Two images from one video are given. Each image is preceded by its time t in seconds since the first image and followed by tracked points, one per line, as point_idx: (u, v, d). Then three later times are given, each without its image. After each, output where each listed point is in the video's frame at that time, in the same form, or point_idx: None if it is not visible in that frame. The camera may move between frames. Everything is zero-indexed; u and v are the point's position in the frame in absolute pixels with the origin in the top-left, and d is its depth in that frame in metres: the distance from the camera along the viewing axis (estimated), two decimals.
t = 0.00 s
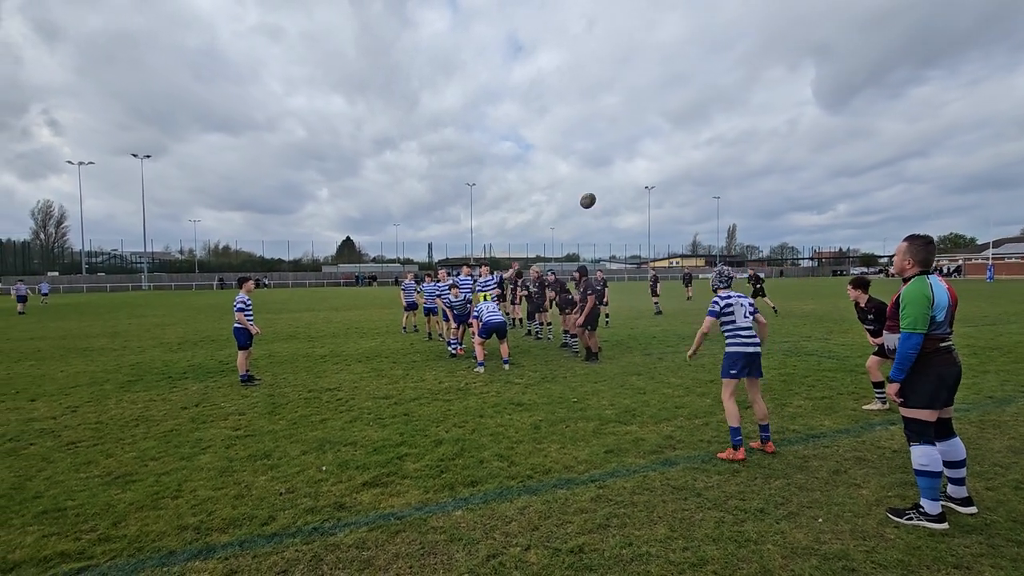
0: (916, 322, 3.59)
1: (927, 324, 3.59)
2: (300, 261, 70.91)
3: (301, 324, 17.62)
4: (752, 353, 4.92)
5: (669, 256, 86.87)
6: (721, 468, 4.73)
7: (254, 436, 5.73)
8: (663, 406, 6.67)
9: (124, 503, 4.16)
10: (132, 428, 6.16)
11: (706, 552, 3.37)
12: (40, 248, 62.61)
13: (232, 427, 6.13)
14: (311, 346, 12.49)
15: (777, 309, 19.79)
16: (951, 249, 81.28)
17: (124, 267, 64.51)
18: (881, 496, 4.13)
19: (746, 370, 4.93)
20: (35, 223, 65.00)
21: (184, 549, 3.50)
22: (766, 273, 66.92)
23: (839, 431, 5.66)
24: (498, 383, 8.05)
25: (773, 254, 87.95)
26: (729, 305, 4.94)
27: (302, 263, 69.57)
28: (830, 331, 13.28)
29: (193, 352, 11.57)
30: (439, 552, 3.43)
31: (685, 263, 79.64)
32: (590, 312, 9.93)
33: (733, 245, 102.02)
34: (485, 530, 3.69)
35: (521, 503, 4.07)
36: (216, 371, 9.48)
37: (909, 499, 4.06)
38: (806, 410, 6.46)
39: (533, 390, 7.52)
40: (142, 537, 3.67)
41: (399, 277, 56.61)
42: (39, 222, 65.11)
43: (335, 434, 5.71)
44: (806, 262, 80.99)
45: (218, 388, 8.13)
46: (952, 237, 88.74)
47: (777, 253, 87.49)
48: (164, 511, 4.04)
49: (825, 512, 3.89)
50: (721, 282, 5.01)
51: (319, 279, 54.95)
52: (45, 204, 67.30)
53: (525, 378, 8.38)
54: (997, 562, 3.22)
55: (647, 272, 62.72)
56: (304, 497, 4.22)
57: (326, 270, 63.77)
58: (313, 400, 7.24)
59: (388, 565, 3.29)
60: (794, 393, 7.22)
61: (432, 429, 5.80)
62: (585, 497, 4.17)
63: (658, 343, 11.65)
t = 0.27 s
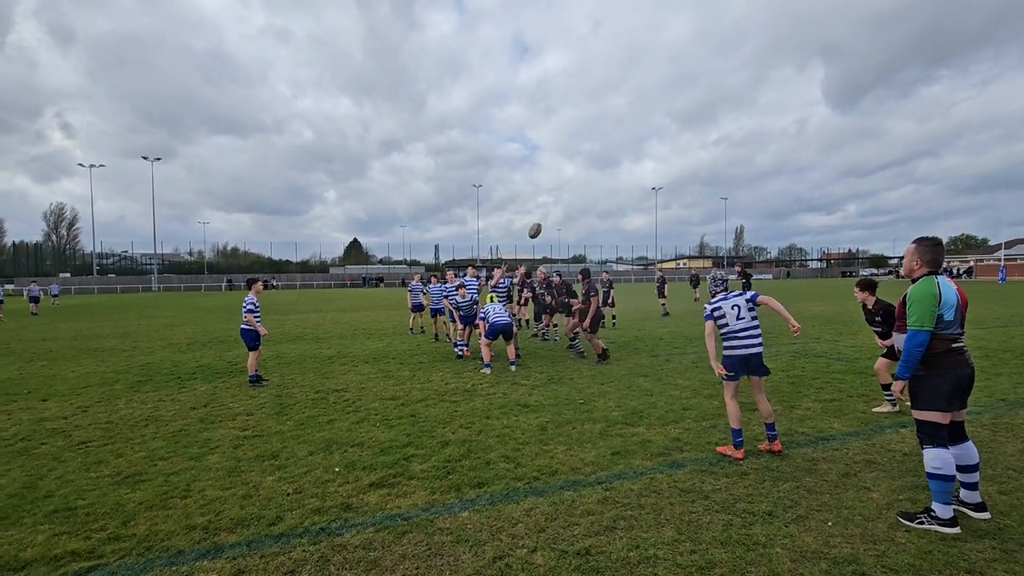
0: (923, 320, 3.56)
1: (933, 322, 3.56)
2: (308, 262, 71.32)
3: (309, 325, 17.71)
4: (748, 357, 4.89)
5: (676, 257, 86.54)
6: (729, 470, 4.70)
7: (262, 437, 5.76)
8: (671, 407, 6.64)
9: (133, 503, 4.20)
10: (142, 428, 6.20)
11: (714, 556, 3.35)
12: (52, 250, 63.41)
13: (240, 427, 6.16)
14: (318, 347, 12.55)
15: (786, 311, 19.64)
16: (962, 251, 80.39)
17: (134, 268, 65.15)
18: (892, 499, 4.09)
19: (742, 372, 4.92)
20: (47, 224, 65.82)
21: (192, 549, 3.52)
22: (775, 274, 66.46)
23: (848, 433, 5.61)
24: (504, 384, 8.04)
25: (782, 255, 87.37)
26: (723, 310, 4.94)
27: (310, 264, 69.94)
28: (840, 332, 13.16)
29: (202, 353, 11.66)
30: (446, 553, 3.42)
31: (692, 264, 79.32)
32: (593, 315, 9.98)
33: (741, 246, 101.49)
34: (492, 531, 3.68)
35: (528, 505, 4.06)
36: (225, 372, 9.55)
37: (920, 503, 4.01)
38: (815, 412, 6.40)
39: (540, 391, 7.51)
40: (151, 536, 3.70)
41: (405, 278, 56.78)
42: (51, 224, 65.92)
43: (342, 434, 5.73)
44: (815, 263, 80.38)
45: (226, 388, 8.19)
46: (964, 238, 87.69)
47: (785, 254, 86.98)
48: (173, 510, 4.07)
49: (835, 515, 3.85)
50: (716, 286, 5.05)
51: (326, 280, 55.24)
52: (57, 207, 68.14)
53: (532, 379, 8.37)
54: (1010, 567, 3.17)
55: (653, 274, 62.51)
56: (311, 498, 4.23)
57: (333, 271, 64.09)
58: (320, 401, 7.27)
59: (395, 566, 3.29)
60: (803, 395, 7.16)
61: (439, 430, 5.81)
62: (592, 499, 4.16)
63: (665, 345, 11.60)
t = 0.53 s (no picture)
0: (933, 320, 3.52)
1: (944, 323, 3.51)
2: (319, 264, 71.93)
3: (320, 326, 17.86)
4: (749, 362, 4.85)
5: (687, 259, 86.00)
6: (741, 473, 4.67)
7: (275, 437, 5.83)
8: (682, 410, 6.60)
9: (150, 501, 4.27)
10: (158, 427, 6.30)
11: (725, 559, 3.33)
12: (70, 253, 64.58)
13: (254, 427, 6.24)
14: (330, 348, 12.65)
15: (799, 313, 19.42)
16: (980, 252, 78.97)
17: (150, 270, 66.17)
18: (907, 504, 4.03)
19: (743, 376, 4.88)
20: (65, 227, 67.07)
21: (207, 547, 3.57)
22: (787, 276, 65.79)
23: (863, 437, 5.54)
24: (514, 386, 8.05)
25: (794, 257, 86.45)
26: (724, 314, 4.93)
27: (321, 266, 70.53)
28: (854, 335, 12.99)
29: (216, 354, 11.81)
30: (457, 554, 3.44)
31: (703, 266, 78.76)
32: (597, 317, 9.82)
33: (753, 248, 100.58)
34: (502, 533, 3.69)
35: (538, 506, 4.06)
36: (238, 372, 9.67)
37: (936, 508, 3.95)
38: (829, 416, 6.33)
39: (550, 393, 7.51)
40: (167, 534, 3.76)
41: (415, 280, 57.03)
42: (69, 227, 67.16)
43: (353, 435, 5.78)
44: (829, 265, 79.41)
45: (240, 389, 8.28)
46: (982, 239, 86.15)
47: (798, 256, 86.05)
48: (188, 509, 4.13)
49: (848, 520, 3.81)
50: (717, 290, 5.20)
51: (337, 282, 55.66)
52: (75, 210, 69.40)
53: (542, 381, 8.38)
54: None
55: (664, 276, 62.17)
56: (324, 497, 4.27)
57: (344, 273, 64.57)
58: (332, 402, 7.33)
59: (406, 566, 3.31)
60: (816, 398, 7.08)
61: (449, 432, 5.83)
62: (602, 501, 4.15)
63: (677, 347, 11.54)
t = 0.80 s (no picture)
0: (937, 325, 3.48)
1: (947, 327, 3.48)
2: (335, 266, 72.67)
3: (336, 327, 18.02)
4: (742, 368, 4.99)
5: (702, 261, 85.19)
6: (758, 478, 4.60)
7: (292, 437, 5.90)
8: (697, 413, 6.53)
9: (170, 499, 4.35)
10: (178, 427, 6.42)
11: (742, 565, 3.29)
12: (94, 255, 66.11)
13: (271, 427, 6.32)
14: (345, 349, 12.77)
15: (818, 315, 19.10)
16: (1006, 253, 76.96)
17: (170, 272, 67.43)
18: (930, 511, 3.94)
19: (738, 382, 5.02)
20: (89, 230, 68.69)
21: (226, 545, 3.63)
22: (805, 278, 64.82)
23: (884, 443, 5.43)
24: (528, 388, 8.04)
25: (812, 258, 85.10)
26: (711, 322, 5.03)
27: (336, 268, 71.25)
28: (874, 338, 12.74)
29: (234, 354, 11.99)
30: (471, 556, 3.45)
31: (719, 268, 77.93)
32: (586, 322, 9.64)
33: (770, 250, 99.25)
34: (516, 535, 3.69)
35: (552, 509, 4.05)
36: (256, 373, 9.80)
37: (960, 515, 3.85)
38: (848, 420, 6.22)
39: (564, 396, 7.48)
40: (187, 532, 3.82)
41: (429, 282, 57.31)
42: (92, 230, 68.77)
43: (368, 436, 5.82)
44: (848, 267, 78.02)
45: (258, 389, 8.40)
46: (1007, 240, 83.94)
47: (816, 258, 84.72)
48: (208, 507, 4.20)
49: (869, 526, 3.73)
50: (705, 294, 5.15)
51: (352, 284, 56.16)
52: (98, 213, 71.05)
53: (556, 383, 8.35)
54: None
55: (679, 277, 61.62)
56: (339, 498, 4.31)
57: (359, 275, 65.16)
58: (347, 403, 7.39)
59: (420, 567, 3.33)
60: (835, 402, 6.96)
61: (463, 433, 5.85)
62: (617, 505, 4.12)
63: (692, 350, 11.42)
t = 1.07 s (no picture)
0: (910, 334, 3.56)
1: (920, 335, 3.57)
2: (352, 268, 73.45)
3: (354, 329, 18.19)
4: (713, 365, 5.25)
5: (720, 262, 84.10)
6: (780, 483, 4.51)
7: (312, 437, 5.97)
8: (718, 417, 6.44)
9: (194, 497, 4.43)
10: (201, 426, 6.54)
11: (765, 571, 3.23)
12: (120, 258, 67.85)
13: (291, 427, 6.40)
14: (363, 350, 12.89)
15: (842, 318, 18.68)
16: None
17: (193, 274, 68.89)
18: (962, 519, 3.82)
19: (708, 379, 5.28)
20: (115, 233, 70.53)
21: (248, 543, 3.68)
22: (827, 279, 63.54)
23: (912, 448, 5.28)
24: (545, 390, 8.01)
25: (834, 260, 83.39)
26: (694, 318, 5.27)
27: (354, 270, 72.04)
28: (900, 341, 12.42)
29: (255, 355, 12.19)
30: (489, 557, 3.44)
31: (738, 269, 76.82)
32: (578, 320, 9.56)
33: (790, 251, 97.56)
34: (534, 537, 3.67)
35: (571, 512, 4.02)
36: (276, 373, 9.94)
37: (993, 524, 3.72)
38: (874, 425, 6.06)
39: (581, 398, 7.44)
40: (210, 529, 3.88)
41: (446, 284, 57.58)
42: (119, 233, 70.60)
43: (387, 437, 5.86)
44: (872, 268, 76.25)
45: (278, 389, 8.52)
46: None
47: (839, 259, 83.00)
48: (230, 505, 4.27)
49: (897, 534, 3.63)
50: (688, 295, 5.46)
51: (369, 286, 56.70)
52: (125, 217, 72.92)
53: (573, 385, 8.31)
54: None
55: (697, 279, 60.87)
56: (358, 497, 4.34)
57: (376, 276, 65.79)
58: (365, 403, 7.45)
59: (439, 568, 3.33)
60: (860, 407, 6.80)
61: (481, 435, 5.85)
62: (636, 508, 4.08)
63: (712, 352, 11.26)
